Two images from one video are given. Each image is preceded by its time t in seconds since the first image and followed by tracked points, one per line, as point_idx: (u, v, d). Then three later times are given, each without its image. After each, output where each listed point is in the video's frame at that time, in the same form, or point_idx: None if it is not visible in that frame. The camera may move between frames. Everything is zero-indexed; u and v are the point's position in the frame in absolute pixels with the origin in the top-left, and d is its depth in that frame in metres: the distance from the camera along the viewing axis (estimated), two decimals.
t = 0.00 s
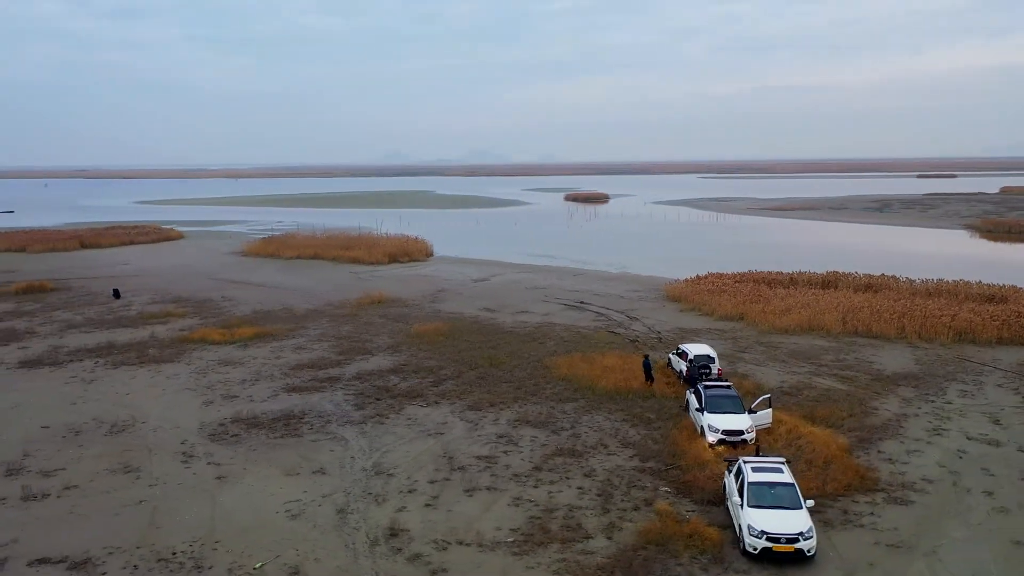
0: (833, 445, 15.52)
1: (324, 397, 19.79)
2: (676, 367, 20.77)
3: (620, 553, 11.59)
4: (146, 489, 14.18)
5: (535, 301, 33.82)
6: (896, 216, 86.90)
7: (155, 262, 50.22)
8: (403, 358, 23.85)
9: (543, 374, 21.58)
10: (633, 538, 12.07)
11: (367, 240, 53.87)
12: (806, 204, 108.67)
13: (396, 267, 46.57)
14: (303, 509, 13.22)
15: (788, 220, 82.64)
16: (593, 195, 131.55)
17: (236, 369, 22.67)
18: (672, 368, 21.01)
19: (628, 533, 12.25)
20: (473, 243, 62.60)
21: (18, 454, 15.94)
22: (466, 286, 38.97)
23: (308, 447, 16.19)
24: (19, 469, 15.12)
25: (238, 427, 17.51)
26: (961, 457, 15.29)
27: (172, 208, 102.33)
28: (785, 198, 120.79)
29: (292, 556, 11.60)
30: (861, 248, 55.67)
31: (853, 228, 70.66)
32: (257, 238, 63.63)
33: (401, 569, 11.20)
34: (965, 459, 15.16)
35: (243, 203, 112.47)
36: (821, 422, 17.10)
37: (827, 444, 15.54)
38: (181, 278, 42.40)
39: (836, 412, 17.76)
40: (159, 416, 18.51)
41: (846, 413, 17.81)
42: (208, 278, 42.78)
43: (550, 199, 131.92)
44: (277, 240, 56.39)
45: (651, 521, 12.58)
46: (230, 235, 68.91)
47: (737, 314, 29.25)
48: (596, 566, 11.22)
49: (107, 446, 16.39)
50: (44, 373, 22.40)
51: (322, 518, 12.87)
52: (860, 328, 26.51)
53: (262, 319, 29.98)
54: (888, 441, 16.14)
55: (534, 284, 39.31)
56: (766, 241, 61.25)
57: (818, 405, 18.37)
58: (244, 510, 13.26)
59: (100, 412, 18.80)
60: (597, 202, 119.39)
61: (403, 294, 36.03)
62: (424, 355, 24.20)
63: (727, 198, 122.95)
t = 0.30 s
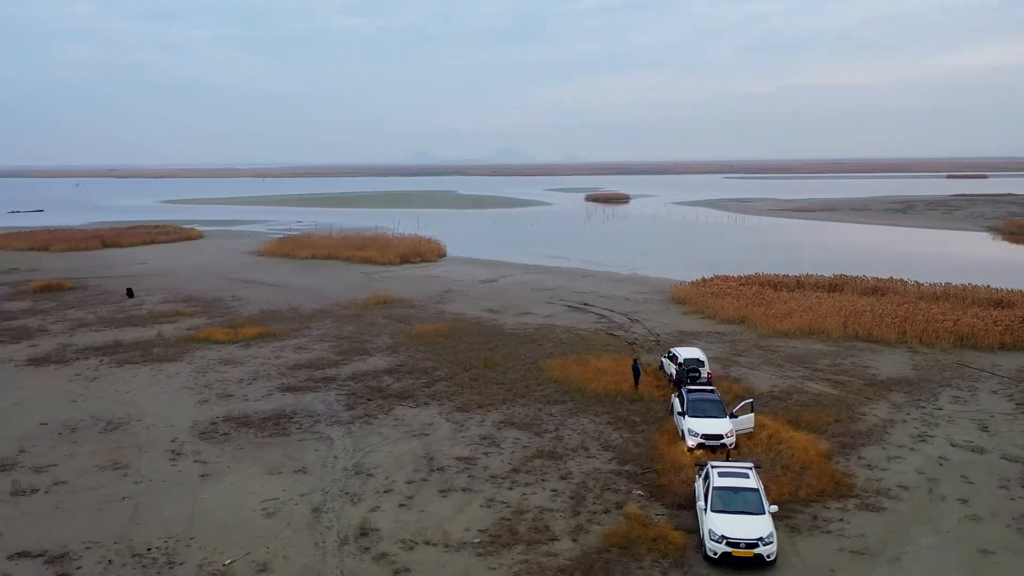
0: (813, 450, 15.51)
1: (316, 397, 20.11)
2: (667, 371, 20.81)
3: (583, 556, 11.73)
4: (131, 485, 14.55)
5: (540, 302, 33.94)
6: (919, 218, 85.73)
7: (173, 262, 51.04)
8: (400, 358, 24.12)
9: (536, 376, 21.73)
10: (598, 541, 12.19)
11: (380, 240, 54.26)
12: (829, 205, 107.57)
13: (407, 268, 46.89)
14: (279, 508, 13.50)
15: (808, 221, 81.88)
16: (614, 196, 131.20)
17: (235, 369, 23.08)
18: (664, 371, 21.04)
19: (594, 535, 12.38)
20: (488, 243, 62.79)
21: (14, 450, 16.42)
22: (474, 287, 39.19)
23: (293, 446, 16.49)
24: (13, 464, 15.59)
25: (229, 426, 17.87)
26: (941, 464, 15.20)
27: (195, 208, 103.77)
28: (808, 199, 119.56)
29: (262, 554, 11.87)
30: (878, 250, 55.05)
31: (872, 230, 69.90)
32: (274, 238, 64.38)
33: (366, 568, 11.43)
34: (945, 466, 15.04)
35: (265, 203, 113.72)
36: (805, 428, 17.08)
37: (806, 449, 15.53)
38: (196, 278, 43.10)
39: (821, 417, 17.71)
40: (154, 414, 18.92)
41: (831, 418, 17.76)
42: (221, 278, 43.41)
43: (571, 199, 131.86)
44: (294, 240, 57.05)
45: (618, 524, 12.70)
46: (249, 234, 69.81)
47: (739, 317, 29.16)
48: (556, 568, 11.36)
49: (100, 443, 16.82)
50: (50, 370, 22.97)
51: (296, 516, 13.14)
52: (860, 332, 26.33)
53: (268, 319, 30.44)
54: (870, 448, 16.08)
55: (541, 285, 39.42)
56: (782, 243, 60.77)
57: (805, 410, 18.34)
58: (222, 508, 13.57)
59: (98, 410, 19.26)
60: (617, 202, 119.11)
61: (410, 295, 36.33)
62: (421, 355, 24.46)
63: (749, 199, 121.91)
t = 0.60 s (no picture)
0: (793, 454, 15.50)
1: (309, 397, 20.40)
2: (658, 374, 20.84)
3: (550, 557, 11.86)
4: (118, 482, 14.89)
5: (543, 304, 34.05)
6: (940, 220, 84.63)
7: (187, 261, 51.71)
8: (397, 359, 24.36)
9: (528, 378, 21.86)
10: (566, 542, 12.31)
11: (392, 241, 54.57)
12: (849, 206, 106.52)
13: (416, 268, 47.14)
14: (259, 506, 13.76)
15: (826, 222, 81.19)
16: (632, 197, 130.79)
17: (233, 368, 23.45)
18: (655, 374, 21.06)
19: (563, 537, 12.50)
20: (500, 244, 62.92)
21: (10, 446, 16.86)
22: (480, 288, 39.36)
23: (280, 445, 16.77)
24: (8, 460, 16.02)
25: (220, 424, 18.20)
26: (922, 470, 15.14)
27: (216, 208, 104.88)
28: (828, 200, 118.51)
29: (236, 551, 12.13)
30: (893, 252, 54.52)
31: (890, 231, 69.19)
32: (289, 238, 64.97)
33: (335, 566, 11.65)
34: (926, 472, 15.03)
35: (285, 203, 114.66)
36: (789, 433, 17.07)
37: (787, 453, 15.52)
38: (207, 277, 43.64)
39: (807, 422, 17.68)
40: (149, 412, 19.29)
41: (817, 423, 17.73)
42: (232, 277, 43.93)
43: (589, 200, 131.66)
44: (307, 240, 57.57)
45: (588, 526, 12.81)
46: (265, 234, 70.48)
47: (739, 319, 29.09)
48: (520, 569, 11.50)
49: (93, 440, 17.21)
50: (55, 369, 23.47)
51: (274, 515, 13.39)
52: (860, 336, 26.17)
53: (272, 319, 30.82)
54: (853, 452, 16.04)
55: (548, 287, 39.50)
56: (796, 245, 60.37)
57: (792, 414, 18.31)
58: (204, 505, 13.86)
59: (95, 407, 19.68)
60: (635, 203, 118.73)
61: (415, 296, 36.57)
62: (418, 356, 24.70)
63: (768, 200, 121.03)
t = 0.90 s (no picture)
0: (770, 459, 15.55)
1: (302, 396, 20.75)
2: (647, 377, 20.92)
3: (513, 558, 12.05)
4: (105, 479, 15.31)
5: (546, 305, 34.21)
6: (963, 221, 83.45)
7: (203, 261, 52.51)
8: (393, 360, 24.67)
9: (520, 380, 22.04)
10: (531, 543, 12.50)
11: (404, 241, 54.96)
12: (871, 206, 105.38)
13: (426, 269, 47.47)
14: (237, 504, 14.09)
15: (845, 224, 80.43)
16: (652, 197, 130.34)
17: (232, 367, 23.89)
18: (645, 377, 21.15)
19: (530, 538, 12.68)
20: (513, 245, 63.13)
21: (7, 442, 17.37)
22: (487, 289, 39.59)
23: (267, 444, 17.11)
24: (3, 456, 16.52)
25: (211, 423, 18.60)
26: (899, 476, 15.13)
27: (238, 207, 106.14)
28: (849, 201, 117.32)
29: (209, 547, 12.46)
30: (908, 254, 53.91)
31: (909, 233, 68.42)
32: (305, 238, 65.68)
33: (302, 563, 11.94)
34: (903, 478, 15.01)
35: (306, 203, 115.82)
36: (770, 438, 17.10)
37: (765, 458, 15.58)
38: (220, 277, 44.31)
39: (790, 426, 17.69)
40: (145, 410, 19.76)
41: (801, 427, 17.74)
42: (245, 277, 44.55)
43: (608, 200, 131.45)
44: (322, 240, 58.16)
45: (555, 528, 12.98)
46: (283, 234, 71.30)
47: (740, 323, 29.05)
48: (482, 569, 11.71)
49: (87, 437, 17.67)
50: (60, 367, 24.06)
51: (250, 512, 13.71)
52: (859, 341, 26.03)
53: (277, 319, 31.28)
54: (832, 458, 16.04)
55: (554, 288, 39.66)
56: (811, 246, 59.93)
57: (777, 419, 18.32)
58: (184, 502, 14.23)
59: (94, 405, 20.18)
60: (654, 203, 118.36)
61: (421, 297, 36.88)
62: (414, 357, 24.99)
63: (789, 201, 120.08)
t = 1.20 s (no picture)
0: (747, 462, 15.64)
1: (296, 396, 21.11)
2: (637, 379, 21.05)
3: (479, 558, 12.27)
4: (95, 476, 15.74)
5: (549, 307, 34.38)
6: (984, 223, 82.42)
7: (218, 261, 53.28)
8: (390, 360, 24.99)
9: (512, 382, 22.24)
10: (498, 544, 12.72)
11: (416, 242, 55.34)
12: (892, 207, 104.27)
13: (435, 270, 47.82)
14: (219, 501, 14.43)
15: (863, 224, 79.70)
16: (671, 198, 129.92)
17: (231, 367, 24.34)
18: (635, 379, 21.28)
19: (498, 539, 12.88)
20: (526, 245, 63.36)
21: (5, 439, 17.89)
22: (493, 290, 39.84)
23: (255, 443, 17.46)
24: None
25: (203, 421, 19.01)
26: (875, 481, 15.14)
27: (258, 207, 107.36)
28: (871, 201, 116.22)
29: (184, 544, 12.80)
30: (923, 256, 53.36)
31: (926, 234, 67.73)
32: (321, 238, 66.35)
33: (273, 560, 12.25)
34: (879, 483, 15.03)
35: (326, 203, 116.87)
36: (752, 442, 17.17)
37: (742, 461, 15.67)
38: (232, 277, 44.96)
39: (773, 430, 17.75)
40: (141, 408, 20.22)
41: (784, 432, 17.78)
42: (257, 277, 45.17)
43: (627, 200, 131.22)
44: (335, 240, 58.72)
45: (525, 529, 13.17)
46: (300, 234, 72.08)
47: (739, 326, 29.03)
48: (447, 568, 11.95)
49: (82, 435, 18.14)
50: (66, 365, 24.63)
51: (230, 510, 14.05)
52: (856, 344, 25.93)
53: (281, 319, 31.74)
54: (811, 462, 16.08)
55: (560, 290, 39.83)
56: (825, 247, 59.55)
57: (761, 423, 18.37)
58: (167, 499, 14.61)
59: (93, 403, 20.69)
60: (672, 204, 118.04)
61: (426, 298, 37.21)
62: (411, 358, 25.28)
63: (810, 201, 119.18)
